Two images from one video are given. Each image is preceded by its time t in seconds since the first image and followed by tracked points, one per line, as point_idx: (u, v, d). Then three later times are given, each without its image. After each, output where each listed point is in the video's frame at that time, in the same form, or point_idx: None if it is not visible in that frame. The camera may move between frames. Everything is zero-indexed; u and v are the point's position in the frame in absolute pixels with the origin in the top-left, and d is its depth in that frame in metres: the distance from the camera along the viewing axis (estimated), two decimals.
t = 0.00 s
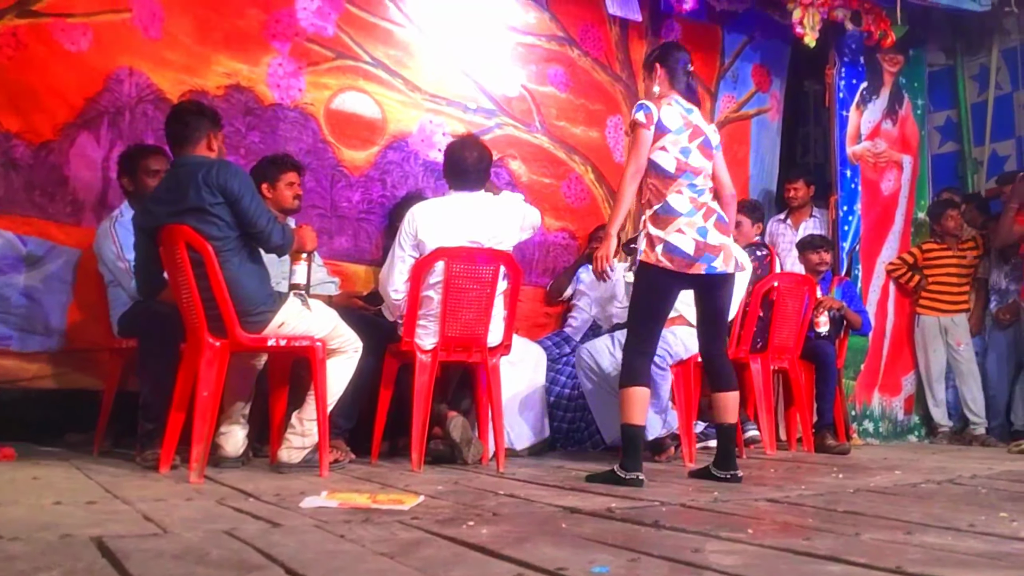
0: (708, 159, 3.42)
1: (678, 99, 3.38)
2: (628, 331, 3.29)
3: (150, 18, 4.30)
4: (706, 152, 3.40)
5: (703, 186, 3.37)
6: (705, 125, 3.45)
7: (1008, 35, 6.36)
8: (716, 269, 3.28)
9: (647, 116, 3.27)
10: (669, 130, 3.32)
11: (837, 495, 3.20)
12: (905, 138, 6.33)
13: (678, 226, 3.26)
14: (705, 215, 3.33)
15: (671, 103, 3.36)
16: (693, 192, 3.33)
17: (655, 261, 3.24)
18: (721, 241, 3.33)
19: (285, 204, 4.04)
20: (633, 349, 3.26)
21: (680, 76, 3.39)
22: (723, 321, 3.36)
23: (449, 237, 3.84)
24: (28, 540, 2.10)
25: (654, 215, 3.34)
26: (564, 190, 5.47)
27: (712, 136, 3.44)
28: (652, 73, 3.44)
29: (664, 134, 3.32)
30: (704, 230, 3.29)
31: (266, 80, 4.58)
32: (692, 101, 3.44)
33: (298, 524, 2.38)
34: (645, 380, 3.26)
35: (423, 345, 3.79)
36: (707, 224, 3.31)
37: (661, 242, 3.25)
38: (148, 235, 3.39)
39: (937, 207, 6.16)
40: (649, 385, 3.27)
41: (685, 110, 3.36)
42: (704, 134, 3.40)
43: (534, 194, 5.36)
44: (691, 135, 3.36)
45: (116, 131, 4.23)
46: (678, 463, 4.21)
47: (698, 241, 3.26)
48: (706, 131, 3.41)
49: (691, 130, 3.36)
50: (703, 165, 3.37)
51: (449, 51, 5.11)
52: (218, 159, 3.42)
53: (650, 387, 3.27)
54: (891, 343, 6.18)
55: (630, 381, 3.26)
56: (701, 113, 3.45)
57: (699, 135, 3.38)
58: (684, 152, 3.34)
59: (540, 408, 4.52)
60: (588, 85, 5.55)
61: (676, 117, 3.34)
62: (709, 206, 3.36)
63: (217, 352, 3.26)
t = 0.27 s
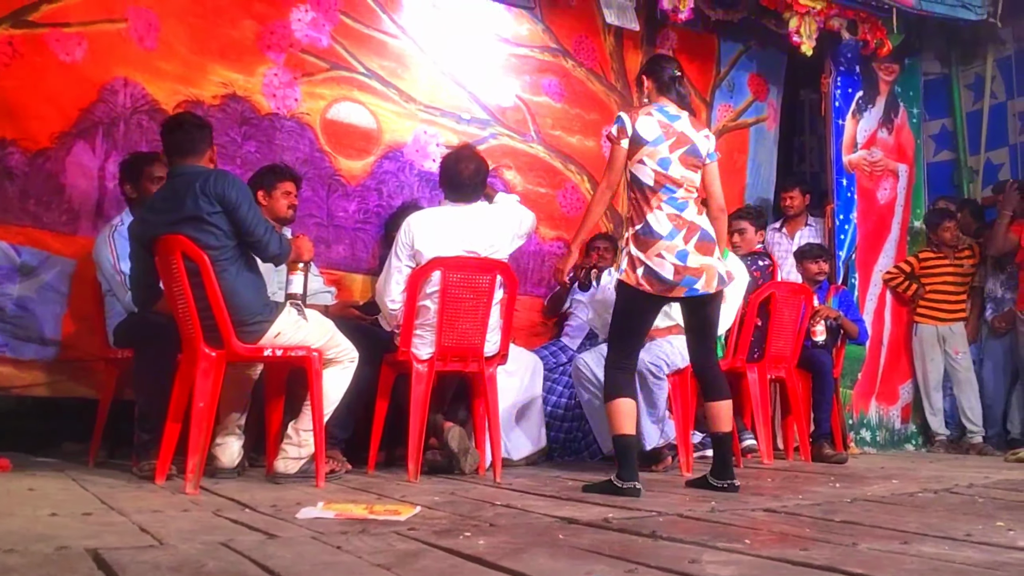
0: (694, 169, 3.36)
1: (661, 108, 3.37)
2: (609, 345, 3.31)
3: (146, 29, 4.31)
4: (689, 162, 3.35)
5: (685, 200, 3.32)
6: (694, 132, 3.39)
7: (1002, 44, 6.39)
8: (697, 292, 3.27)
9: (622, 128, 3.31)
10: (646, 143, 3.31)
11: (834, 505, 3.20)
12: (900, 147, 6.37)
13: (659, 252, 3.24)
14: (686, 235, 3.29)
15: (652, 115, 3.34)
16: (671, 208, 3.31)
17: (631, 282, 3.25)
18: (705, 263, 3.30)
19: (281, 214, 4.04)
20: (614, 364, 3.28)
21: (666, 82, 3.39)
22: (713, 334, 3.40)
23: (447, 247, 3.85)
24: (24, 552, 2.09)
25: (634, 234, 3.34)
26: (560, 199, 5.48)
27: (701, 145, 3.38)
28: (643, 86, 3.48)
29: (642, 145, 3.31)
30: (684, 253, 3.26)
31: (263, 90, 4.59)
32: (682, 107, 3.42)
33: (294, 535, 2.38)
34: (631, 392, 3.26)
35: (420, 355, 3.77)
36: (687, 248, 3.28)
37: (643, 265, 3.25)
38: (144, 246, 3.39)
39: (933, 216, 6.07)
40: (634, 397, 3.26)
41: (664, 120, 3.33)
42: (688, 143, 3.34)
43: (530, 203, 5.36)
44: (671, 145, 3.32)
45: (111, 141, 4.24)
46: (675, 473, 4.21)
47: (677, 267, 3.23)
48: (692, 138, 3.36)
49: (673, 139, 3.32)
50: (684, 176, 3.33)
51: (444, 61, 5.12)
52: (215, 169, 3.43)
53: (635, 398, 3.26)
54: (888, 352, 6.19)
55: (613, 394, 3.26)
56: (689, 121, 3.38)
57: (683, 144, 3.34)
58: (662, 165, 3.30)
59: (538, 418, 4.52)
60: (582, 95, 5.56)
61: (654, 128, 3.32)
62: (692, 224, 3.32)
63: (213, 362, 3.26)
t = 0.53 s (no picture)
0: (673, 175, 3.32)
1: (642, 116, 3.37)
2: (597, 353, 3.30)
3: (146, 34, 4.30)
4: (668, 168, 3.32)
5: (660, 208, 3.29)
6: (678, 138, 3.36)
7: (1001, 48, 6.39)
8: (653, 305, 3.21)
9: (602, 140, 3.40)
10: (622, 152, 3.35)
11: (836, 511, 3.18)
12: (900, 152, 6.37)
13: (621, 259, 3.27)
14: (652, 244, 3.27)
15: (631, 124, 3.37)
16: (643, 216, 3.30)
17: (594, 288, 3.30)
18: (667, 277, 3.24)
19: (280, 220, 4.03)
20: (603, 372, 3.26)
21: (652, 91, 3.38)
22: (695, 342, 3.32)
23: (446, 252, 3.84)
24: (21, 560, 2.07)
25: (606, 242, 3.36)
26: (556, 206, 5.48)
27: (683, 151, 3.35)
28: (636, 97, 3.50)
29: (619, 154, 3.35)
30: (645, 261, 3.24)
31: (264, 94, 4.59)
32: (669, 116, 3.38)
33: (294, 543, 2.36)
34: (623, 399, 3.24)
35: (419, 361, 3.76)
36: (651, 257, 3.25)
37: (604, 272, 3.28)
38: (143, 252, 3.37)
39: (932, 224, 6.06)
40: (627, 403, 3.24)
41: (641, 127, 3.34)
42: (668, 149, 3.32)
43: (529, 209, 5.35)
44: (648, 152, 3.31)
45: (111, 148, 4.23)
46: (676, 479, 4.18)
47: (636, 275, 3.22)
48: (674, 143, 3.33)
49: (650, 146, 3.31)
50: (661, 183, 3.31)
51: (443, 67, 5.12)
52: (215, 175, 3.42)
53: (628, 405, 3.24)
54: (888, 358, 6.18)
55: (607, 400, 3.23)
56: (672, 127, 3.35)
57: (661, 149, 3.32)
58: (637, 172, 3.31)
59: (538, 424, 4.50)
60: (579, 102, 5.57)
61: (630, 136, 3.34)
62: (663, 233, 3.28)
63: (212, 368, 3.25)
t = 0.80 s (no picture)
0: (671, 184, 3.34)
1: (633, 133, 3.40)
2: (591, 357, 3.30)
3: (148, 38, 4.32)
4: (665, 177, 3.33)
5: (661, 214, 3.30)
6: (670, 150, 3.38)
7: (999, 49, 6.40)
8: (657, 300, 3.20)
9: (594, 161, 3.42)
10: (618, 168, 3.36)
11: (837, 511, 3.19)
12: (899, 153, 6.40)
13: (620, 257, 3.25)
14: (655, 243, 3.26)
15: (622, 142, 3.39)
16: (644, 219, 3.29)
17: (595, 292, 3.27)
18: (671, 272, 3.24)
19: (282, 223, 4.04)
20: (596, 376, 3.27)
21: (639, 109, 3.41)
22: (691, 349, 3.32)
23: (448, 254, 3.85)
24: (26, 562, 2.08)
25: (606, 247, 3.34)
26: (554, 209, 5.49)
27: (677, 161, 3.37)
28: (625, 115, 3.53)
29: (613, 171, 3.37)
30: (647, 259, 3.23)
31: (267, 97, 4.60)
32: (657, 132, 3.40)
33: (298, 544, 2.37)
34: (619, 400, 3.26)
35: (421, 362, 3.79)
36: (654, 253, 3.25)
37: (603, 273, 3.26)
38: (146, 255, 3.38)
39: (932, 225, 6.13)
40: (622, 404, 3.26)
41: (634, 143, 3.36)
42: (662, 161, 3.35)
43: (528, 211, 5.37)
44: (643, 165, 3.33)
45: (112, 152, 4.24)
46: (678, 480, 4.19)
47: (637, 271, 3.21)
48: (667, 156, 3.36)
49: (645, 159, 3.34)
50: (660, 192, 3.32)
51: (444, 69, 5.14)
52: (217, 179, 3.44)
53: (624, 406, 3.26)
54: (888, 358, 6.20)
55: (602, 403, 3.25)
56: (663, 140, 3.38)
57: (656, 161, 3.34)
58: (636, 184, 3.32)
59: (539, 424, 4.51)
60: (578, 104, 5.58)
61: (622, 153, 3.36)
62: (663, 235, 3.28)
63: (215, 371, 3.26)
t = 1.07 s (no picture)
0: (684, 174, 3.34)
1: (645, 116, 3.35)
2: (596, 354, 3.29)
3: (145, 40, 4.30)
4: (680, 166, 3.32)
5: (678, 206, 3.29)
6: (680, 138, 3.36)
7: (1000, 48, 6.36)
8: (680, 301, 3.21)
9: (608, 141, 3.35)
10: (634, 150, 3.29)
11: (841, 511, 3.18)
12: (900, 152, 6.39)
13: (645, 252, 3.21)
14: (676, 240, 3.25)
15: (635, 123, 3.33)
16: (663, 211, 3.27)
17: (615, 287, 3.21)
18: (690, 274, 3.26)
19: (282, 225, 4.02)
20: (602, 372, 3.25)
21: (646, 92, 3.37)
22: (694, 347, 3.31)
23: (448, 255, 3.83)
24: (25, 567, 2.07)
25: (622, 236, 3.29)
26: (553, 210, 5.47)
27: (688, 151, 3.36)
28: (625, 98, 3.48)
29: (629, 153, 3.29)
30: (670, 258, 3.22)
31: (266, 98, 4.59)
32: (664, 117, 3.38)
33: (299, 547, 2.36)
34: (623, 398, 3.24)
35: (422, 364, 3.77)
36: (675, 251, 3.24)
37: (626, 267, 3.21)
38: (144, 257, 3.37)
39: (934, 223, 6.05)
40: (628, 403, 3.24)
41: (650, 127, 3.32)
42: (676, 148, 3.33)
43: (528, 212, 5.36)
44: (660, 150, 3.30)
45: (110, 156, 4.23)
46: (680, 480, 4.17)
47: (664, 270, 3.19)
48: (680, 144, 3.34)
49: (661, 144, 3.30)
50: (676, 182, 3.30)
51: (444, 69, 5.12)
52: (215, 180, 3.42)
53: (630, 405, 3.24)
54: (891, 357, 6.18)
55: (607, 402, 3.23)
56: (674, 127, 3.36)
57: (671, 148, 3.31)
58: (653, 170, 3.28)
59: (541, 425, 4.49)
60: (578, 104, 5.57)
61: (637, 135, 3.30)
62: (681, 232, 3.28)
63: (214, 373, 3.24)
